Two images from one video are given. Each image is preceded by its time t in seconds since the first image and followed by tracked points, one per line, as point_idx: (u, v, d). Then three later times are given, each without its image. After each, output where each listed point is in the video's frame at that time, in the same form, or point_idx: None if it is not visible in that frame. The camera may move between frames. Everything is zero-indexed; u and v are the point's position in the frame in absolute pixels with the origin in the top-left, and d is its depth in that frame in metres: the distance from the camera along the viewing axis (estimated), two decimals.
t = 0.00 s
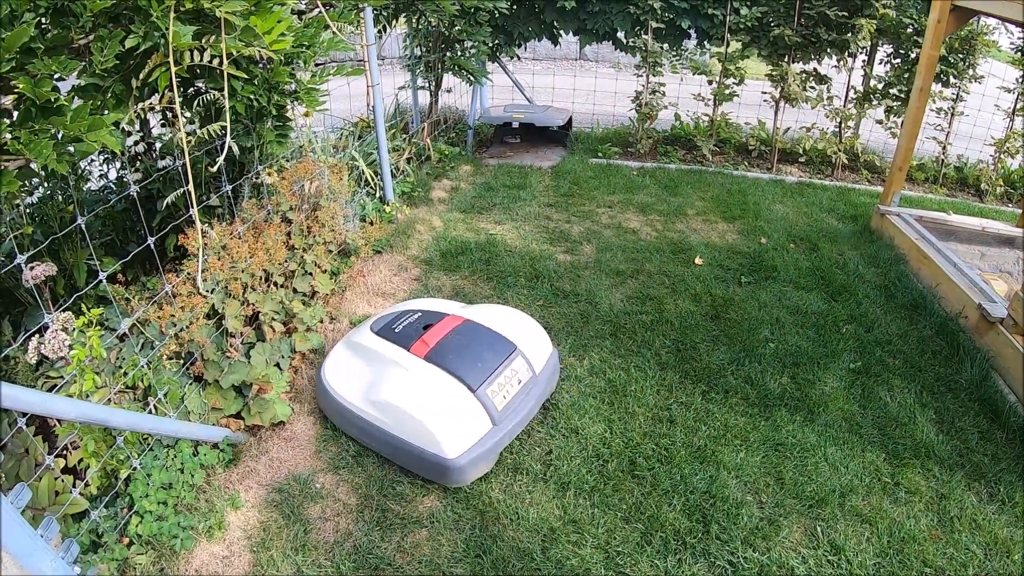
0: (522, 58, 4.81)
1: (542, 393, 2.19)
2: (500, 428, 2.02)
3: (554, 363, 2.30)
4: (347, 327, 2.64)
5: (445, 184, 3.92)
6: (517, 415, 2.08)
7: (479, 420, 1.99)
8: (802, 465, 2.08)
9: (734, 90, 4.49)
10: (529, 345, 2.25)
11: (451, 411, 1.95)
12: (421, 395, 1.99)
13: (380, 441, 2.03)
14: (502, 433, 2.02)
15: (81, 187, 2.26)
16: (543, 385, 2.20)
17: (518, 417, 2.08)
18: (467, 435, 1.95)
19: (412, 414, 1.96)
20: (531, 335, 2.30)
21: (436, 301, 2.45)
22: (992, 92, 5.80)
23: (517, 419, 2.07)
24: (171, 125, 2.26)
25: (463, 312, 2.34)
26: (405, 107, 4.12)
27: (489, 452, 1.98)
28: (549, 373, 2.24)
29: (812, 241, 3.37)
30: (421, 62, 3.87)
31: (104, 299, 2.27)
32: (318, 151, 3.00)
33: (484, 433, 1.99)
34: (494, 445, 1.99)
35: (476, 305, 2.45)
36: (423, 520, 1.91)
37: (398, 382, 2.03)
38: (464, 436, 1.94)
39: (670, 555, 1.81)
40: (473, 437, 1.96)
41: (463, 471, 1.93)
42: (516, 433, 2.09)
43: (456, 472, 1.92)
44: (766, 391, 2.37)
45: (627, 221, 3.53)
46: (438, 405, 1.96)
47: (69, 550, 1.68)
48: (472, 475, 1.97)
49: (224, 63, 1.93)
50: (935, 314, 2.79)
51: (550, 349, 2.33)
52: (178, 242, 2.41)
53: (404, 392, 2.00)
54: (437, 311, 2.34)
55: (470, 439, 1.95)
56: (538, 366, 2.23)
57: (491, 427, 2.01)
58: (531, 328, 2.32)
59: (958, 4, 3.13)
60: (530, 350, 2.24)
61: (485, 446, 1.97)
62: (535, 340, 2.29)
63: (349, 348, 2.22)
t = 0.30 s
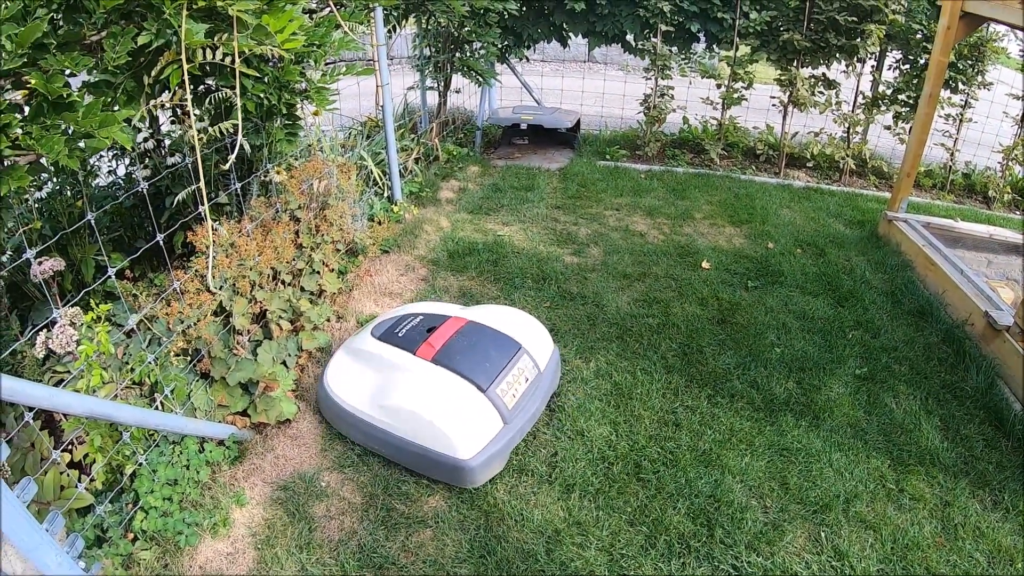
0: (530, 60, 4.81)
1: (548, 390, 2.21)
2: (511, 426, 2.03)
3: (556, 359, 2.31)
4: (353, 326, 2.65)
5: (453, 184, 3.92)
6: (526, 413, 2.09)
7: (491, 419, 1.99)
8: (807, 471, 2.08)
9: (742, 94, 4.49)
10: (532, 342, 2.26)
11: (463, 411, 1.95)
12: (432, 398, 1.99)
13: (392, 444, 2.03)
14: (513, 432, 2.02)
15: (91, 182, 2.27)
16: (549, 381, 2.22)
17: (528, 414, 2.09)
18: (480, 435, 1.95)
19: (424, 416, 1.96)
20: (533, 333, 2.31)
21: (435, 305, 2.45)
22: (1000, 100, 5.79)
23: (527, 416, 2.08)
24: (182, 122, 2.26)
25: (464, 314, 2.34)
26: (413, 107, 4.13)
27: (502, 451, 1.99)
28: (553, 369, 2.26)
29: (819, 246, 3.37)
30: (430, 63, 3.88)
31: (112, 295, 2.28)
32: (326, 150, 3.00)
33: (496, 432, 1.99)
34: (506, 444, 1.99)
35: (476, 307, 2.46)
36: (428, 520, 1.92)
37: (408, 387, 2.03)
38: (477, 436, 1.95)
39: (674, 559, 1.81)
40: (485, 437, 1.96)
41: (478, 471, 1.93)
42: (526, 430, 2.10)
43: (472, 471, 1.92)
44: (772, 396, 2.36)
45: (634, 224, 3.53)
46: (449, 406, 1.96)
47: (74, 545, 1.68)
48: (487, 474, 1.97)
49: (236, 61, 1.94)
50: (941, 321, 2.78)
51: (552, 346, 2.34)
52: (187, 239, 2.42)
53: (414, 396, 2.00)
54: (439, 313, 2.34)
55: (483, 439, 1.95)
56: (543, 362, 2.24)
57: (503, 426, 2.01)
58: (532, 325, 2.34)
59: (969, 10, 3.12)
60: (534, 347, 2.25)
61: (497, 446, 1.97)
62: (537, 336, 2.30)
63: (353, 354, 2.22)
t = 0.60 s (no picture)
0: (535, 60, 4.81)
1: (550, 389, 2.21)
2: (513, 425, 2.03)
3: (559, 359, 2.32)
4: (356, 325, 2.65)
5: (457, 184, 3.92)
6: (528, 413, 2.09)
7: (492, 418, 1.99)
8: (808, 472, 2.08)
9: (747, 95, 4.48)
10: (534, 342, 2.27)
11: (465, 410, 1.96)
12: (434, 396, 1.99)
13: (393, 442, 2.03)
14: (514, 431, 2.02)
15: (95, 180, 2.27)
16: (551, 382, 2.22)
17: (529, 414, 2.09)
18: (481, 434, 1.95)
19: (426, 415, 1.96)
20: (535, 332, 2.31)
21: (438, 304, 2.45)
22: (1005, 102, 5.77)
23: (528, 416, 2.08)
24: (186, 120, 2.27)
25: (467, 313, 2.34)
26: (417, 107, 4.13)
27: (504, 450, 1.99)
28: (556, 369, 2.26)
29: (823, 248, 3.36)
30: (435, 62, 3.88)
31: (115, 292, 2.28)
32: (330, 149, 3.01)
33: (498, 431, 1.99)
34: (508, 443, 2.00)
35: (479, 306, 2.46)
36: (429, 519, 1.92)
37: (410, 385, 2.03)
38: (479, 435, 1.95)
39: (674, 559, 1.81)
40: (486, 436, 1.96)
41: (479, 470, 1.93)
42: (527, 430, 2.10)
43: (473, 470, 1.92)
44: (774, 398, 2.36)
45: (638, 225, 3.53)
46: (451, 405, 1.96)
47: (75, 540, 1.68)
48: (488, 473, 1.97)
49: (240, 60, 1.94)
50: (944, 324, 2.78)
51: (555, 346, 2.34)
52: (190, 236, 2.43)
53: (417, 394, 2.00)
54: (442, 313, 2.35)
55: (484, 438, 1.95)
56: (545, 362, 2.24)
57: (504, 425, 2.02)
58: (535, 325, 2.34)
59: (974, 12, 3.11)
60: (536, 347, 2.26)
61: (498, 445, 1.97)
62: (540, 336, 2.30)
63: (355, 352, 2.22)
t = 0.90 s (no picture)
0: (537, 58, 4.81)
1: (548, 394, 2.18)
2: (501, 426, 2.02)
3: (563, 365, 2.28)
4: (357, 322, 2.65)
5: (458, 181, 3.92)
6: (520, 415, 2.07)
7: (481, 416, 1.98)
8: (807, 472, 2.08)
9: (749, 94, 4.47)
10: (538, 345, 2.24)
11: (456, 407, 1.95)
12: (426, 389, 1.99)
13: (382, 431, 2.04)
14: (503, 432, 2.01)
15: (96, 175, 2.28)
16: (550, 387, 2.19)
17: (521, 417, 2.07)
18: (467, 431, 1.95)
19: (415, 406, 1.97)
20: (541, 335, 2.29)
21: (450, 297, 2.45)
22: (1008, 102, 5.76)
23: (520, 419, 2.06)
24: (188, 116, 2.27)
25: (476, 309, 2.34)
26: (419, 104, 4.13)
27: (489, 450, 1.98)
28: (558, 375, 2.23)
29: (824, 248, 3.36)
30: (437, 60, 3.88)
31: (116, 287, 2.29)
32: (332, 145, 3.01)
33: (485, 430, 1.98)
34: (494, 443, 1.98)
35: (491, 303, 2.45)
36: (428, 516, 1.92)
37: (406, 375, 2.04)
38: (464, 432, 1.94)
39: (672, 558, 1.82)
40: (473, 433, 1.95)
41: (461, 467, 1.93)
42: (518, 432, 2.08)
43: (455, 466, 1.92)
44: (774, 397, 2.36)
45: (639, 224, 3.52)
46: (440, 399, 1.96)
47: (74, 534, 1.69)
48: (471, 470, 1.97)
49: (241, 56, 1.94)
50: (945, 324, 2.78)
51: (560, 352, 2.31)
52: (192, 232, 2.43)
53: (410, 385, 2.01)
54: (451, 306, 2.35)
55: (470, 436, 1.95)
56: (546, 367, 2.22)
57: (493, 424, 2.01)
58: (542, 328, 2.31)
59: (977, 13, 3.11)
60: (539, 350, 2.23)
61: (484, 444, 1.96)
62: (545, 340, 2.28)
63: (360, 338, 2.24)
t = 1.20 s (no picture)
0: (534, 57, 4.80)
1: (539, 405, 2.11)
2: (477, 427, 1.99)
3: (564, 379, 2.20)
4: (353, 322, 2.65)
5: (455, 181, 3.92)
6: (501, 421, 2.02)
7: (457, 413, 1.97)
8: (804, 472, 2.08)
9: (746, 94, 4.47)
10: (538, 355, 2.17)
11: (430, 400, 1.96)
12: (410, 378, 2.01)
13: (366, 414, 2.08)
14: (477, 433, 1.98)
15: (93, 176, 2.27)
16: (542, 400, 2.12)
17: (502, 422, 2.02)
18: (440, 425, 1.94)
19: (393, 392, 2.00)
20: (545, 345, 2.22)
21: (469, 295, 2.47)
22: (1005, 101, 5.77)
23: (500, 424, 2.01)
24: (184, 117, 2.27)
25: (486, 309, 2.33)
26: (417, 104, 4.13)
27: (460, 447, 1.95)
28: (554, 389, 2.15)
29: (821, 248, 3.36)
30: (434, 60, 3.87)
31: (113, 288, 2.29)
32: (328, 145, 3.01)
33: (457, 428, 1.96)
34: (467, 442, 1.96)
35: (507, 306, 2.43)
36: (424, 516, 1.92)
37: (396, 362, 2.07)
38: (436, 425, 1.94)
39: (668, 558, 1.82)
40: (445, 428, 1.94)
41: (425, 458, 1.92)
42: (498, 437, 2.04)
43: (421, 456, 1.92)
44: (770, 398, 2.37)
45: (636, 224, 3.53)
46: (418, 389, 1.98)
47: (71, 535, 1.69)
48: (441, 464, 1.96)
49: (237, 57, 1.94)
50: (941, 325, 2.78)
51: (565, 366, 2.23)
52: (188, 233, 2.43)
53: (396, 373, 2.04)
54: (463, 304, 2.36)
55: (441, 430, 1.94)
56: (541, 379, 2.14)
57: (469, 424, 1.98)
58: (548, 337, 2.25)
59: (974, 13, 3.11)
60: (538, 360, 2.16)
61: (455, 440, 1.94)
62: (548, 351, 2.21)
63: (371, 324, 2.30)
